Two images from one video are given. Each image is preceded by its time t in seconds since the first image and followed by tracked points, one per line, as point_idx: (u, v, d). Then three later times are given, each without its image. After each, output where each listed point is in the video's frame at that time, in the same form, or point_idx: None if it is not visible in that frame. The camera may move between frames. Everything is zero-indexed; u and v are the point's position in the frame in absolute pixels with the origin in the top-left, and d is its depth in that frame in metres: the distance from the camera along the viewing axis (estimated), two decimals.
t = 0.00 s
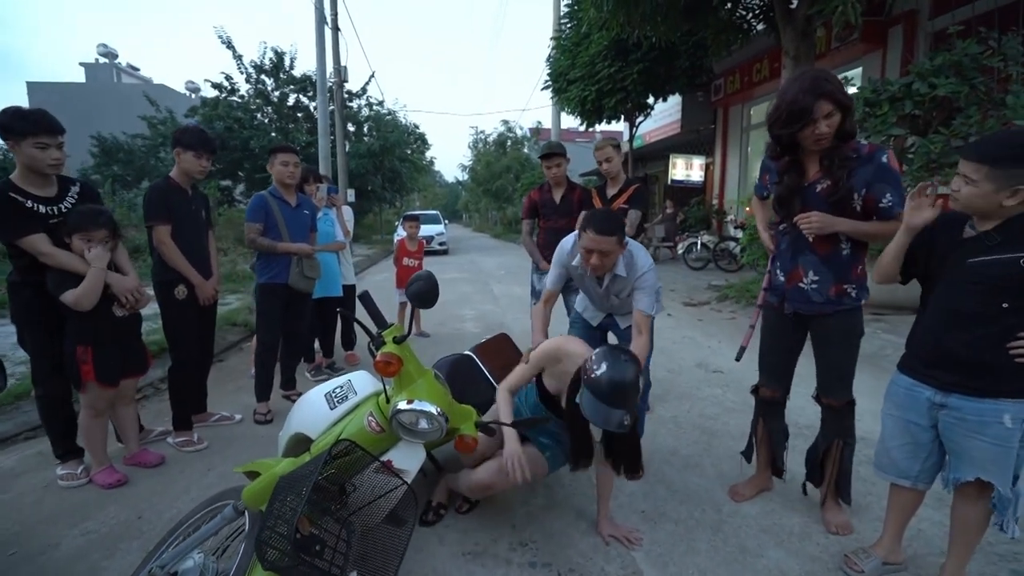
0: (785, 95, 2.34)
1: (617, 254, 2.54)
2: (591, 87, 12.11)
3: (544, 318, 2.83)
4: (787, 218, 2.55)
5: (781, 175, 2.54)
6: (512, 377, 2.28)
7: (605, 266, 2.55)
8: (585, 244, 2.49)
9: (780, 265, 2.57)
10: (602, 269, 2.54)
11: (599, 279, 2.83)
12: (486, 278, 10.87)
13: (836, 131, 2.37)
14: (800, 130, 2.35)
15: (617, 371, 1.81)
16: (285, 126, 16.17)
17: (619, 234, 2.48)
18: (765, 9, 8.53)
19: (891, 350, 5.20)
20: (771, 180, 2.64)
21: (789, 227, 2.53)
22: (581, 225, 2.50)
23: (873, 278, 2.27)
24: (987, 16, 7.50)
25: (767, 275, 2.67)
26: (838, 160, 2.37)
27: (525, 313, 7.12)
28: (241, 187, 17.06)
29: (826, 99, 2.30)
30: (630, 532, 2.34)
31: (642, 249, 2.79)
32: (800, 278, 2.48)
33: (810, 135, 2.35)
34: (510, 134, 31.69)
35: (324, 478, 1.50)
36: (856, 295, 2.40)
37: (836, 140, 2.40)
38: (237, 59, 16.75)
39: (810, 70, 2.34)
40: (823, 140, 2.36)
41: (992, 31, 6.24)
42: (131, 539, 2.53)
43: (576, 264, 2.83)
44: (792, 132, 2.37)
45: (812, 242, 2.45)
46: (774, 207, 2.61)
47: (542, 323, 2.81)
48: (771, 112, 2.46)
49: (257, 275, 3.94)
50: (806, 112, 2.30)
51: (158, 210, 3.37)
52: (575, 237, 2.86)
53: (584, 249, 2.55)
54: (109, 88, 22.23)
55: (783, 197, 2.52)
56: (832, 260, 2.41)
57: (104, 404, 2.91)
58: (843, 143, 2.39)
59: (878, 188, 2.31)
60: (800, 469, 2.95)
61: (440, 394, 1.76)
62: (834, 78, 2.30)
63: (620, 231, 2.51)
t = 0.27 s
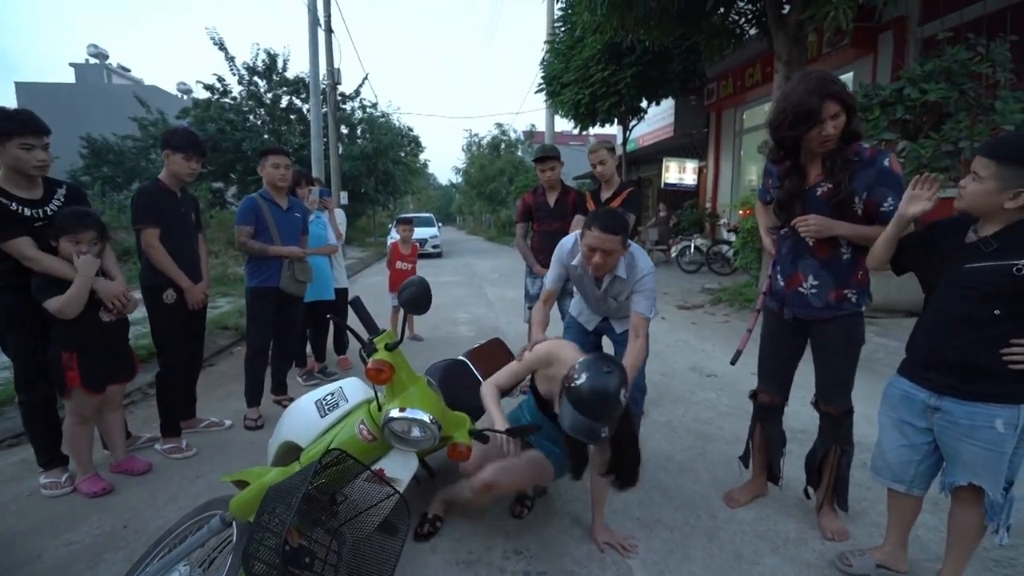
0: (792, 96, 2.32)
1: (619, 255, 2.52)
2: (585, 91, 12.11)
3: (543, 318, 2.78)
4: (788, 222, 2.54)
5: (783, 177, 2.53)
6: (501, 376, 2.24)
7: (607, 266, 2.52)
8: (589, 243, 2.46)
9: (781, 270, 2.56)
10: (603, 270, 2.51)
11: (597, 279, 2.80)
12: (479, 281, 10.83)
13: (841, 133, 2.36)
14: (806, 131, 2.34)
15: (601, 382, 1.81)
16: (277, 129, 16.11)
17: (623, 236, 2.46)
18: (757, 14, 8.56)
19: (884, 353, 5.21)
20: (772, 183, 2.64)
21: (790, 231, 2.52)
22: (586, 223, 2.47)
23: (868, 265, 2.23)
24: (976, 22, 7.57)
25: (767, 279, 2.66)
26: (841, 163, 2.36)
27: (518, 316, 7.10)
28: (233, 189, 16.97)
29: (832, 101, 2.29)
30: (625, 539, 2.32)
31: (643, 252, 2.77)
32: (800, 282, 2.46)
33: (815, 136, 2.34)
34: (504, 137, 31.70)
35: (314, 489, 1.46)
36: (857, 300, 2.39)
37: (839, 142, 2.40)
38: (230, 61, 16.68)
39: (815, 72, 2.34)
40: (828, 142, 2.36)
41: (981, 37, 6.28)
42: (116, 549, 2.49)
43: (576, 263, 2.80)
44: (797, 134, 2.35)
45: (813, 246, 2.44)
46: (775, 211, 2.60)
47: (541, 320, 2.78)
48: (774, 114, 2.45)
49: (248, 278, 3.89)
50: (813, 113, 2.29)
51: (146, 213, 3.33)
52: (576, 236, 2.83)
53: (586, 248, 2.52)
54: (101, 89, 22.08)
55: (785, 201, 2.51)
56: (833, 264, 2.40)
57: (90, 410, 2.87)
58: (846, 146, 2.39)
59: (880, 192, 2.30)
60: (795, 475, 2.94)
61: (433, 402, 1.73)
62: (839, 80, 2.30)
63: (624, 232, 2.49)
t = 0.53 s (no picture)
0: (793, 99, 2.31)
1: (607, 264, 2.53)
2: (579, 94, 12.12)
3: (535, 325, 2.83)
4: (788, 225, 2.53)
5: (784, 180, 2.52)
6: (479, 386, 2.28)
7: (596, 275, 2.53)
8: (577, 251, 2.47)
9: (781, 273, 2.55)
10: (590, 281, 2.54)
11: (588, 286, 2.81)
12: (474, 284, 10.81)
13: (842, 135, 2.36)
14: (808, 133, 2.32)
15: (558, 363, 1.89)
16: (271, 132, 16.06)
17: (611, 244, 2.48)
18: (750, 18, 8.59)
19: (878, 355, 5.22)
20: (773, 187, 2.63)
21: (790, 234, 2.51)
22: (574, 232, 2.49)
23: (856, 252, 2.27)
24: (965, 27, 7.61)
25: (767, 283, 2.65)
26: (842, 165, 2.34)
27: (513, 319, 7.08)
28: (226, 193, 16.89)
29: (834, 102, 2.28)
30: (623, 545, 2.30)
31: (634, 259, 2.77)
32: (800, 286, 2.45)
33: (817, 138, 2.33)
34: (498, 140, 31.72)
35: (307, 498, 1.44)
36: (858, 303, 2.37)
37: (840, 145, 2.39)
38: (222, 64, 16.62)
39: (816, 74, 2.33)
40: (830, 143, 2.35)
41: (971, 41, 6.32)
42: (104, 560, 2.45)
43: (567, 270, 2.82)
44: (800, 136, 2.34)
45: (813, 250, 2.43)
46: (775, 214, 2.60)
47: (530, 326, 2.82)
48: (776, 116, 2.44)
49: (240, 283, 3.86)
50: (815, 115, 2.28)
51: (137, 217, 3.28)
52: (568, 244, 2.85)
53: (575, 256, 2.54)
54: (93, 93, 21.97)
55: (786, 203, 2.50)
56: (833, 268, 2.39)
57: (79, 418, 2.83)
58: (847, 148, 2.38)
59: (880, 194, 2.29)
60: (793, 478, 2.92)
61: (428, 408, 1.71)
62: (840, 81, 2.29)
63: (613, 240, 2.50)
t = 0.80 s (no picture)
0: (792, 103, 2.30)
1: (588, 270, 2.53)
2: (574, 98, 12.14)
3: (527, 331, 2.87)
4: (786, 231, 2.51)
5: (781, 186, 2.51)
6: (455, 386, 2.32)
7: (578, 281, 2.54)
8: (557, 257, 2.50)
9: (778, 280, 2.53)
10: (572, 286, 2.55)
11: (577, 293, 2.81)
12: (469, 288, 10.78)
13: (841, 140, 2.35)
14: (806, 137, 2.32)
15: (501, 356, 2.01)
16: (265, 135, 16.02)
17: (591, 249, 2.48)
18: (745, 23, 8.62)
19: (873, 360, 5.22)
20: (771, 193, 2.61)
21: (787, 241, 2.49)
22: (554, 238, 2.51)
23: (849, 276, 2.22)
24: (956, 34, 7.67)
25: (764, 289, 2.63)
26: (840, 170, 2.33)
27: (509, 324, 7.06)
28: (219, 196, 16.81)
29: (833, 107, 2.28)
30: (621, 555, 2.27)
31: (620, 264, 2.74)
32: (798, 292, 2.43)
33: (816, 142, 2.33)
34: (493, 144, 31.74)
35: (300, 511, 1.40)
36: (856, 309, 2.35)
37: (838, 150, 2.38)
38: (217, 67, 16.56)
39: (813, 79, 2.33)
40: (828, 148, 2.34)
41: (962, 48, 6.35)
42: (91, 572, 2.40)
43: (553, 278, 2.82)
44: (798, 139, 2.33)
45: (811, 255, 2.40)
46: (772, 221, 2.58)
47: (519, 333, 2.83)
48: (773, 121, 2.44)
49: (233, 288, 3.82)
50: (814, 117, 2.27)
51: (128, 221, 3.24)
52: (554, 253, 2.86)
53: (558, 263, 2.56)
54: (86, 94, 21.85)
55: (783, 210, 2.48)
56: (832, 274, 2.36)
57: (66, 426, 2.78)
58: (845, 154, 2.37)
59: (878, 200, 2.28)
60: (790, 485, 2.91)
61: (423, 417, 1.67)
62: (839, 86, 2.29)
63: (593, 245, 2.51)
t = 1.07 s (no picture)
0: (785, 107, 2.31)
1: (571, 267, 2.53)
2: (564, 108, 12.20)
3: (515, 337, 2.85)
4: (772, 237, 2.50)
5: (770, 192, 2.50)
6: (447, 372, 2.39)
7: (560, 281, 2.54)
8: (537, 257, 2.50)
9: (765, 287, 2.52)
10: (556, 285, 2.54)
11: (562, 296, 2.80)
12: (460, 298, 10.73)
13: (831, 148, 2.36)
14: (799, 141, 2.32)
15: (497, 380, 1.88)
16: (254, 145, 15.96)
17: (571, 247, 2.49)
18: (731, 35, 8.71)
19: (863, 367, 5.24)
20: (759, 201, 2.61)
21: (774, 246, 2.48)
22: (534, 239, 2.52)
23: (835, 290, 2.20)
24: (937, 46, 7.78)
25: (751, 297, 2.62)
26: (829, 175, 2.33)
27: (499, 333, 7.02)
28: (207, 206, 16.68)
29: (826, 112, 2.29)
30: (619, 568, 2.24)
31: (606, 264, 2.74)
32: (786, 298, 2.43)
33: (808, 147, 2.33)
34: (483, 153, 31.82)
35: (287, 531, 1.37)
36: (842, 314, 2.35)
37: (828, 157, 2.39)
38: (205, 77, 16.50)
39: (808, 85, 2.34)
40: (819, 154, 2.35)
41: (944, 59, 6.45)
42: None
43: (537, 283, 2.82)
44: (791, 143, 2.33)
45: (799, 261, 2.41)
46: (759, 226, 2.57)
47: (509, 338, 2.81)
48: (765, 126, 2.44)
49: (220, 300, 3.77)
50: (807, 122, 2.27)
51: (111, 233, 3.19)
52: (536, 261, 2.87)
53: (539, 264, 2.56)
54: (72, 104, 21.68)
55: (771, 215, 2.47)
56: (819, 279, 2.37)
57: (45, 444, 2.72)
58: (834, 161, 2.38)
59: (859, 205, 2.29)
60: (785, 495, 2.89)
61: (415, 432, 1.64)
62: (831, 93, 2.31)
63: (573, 244, 2.52)
